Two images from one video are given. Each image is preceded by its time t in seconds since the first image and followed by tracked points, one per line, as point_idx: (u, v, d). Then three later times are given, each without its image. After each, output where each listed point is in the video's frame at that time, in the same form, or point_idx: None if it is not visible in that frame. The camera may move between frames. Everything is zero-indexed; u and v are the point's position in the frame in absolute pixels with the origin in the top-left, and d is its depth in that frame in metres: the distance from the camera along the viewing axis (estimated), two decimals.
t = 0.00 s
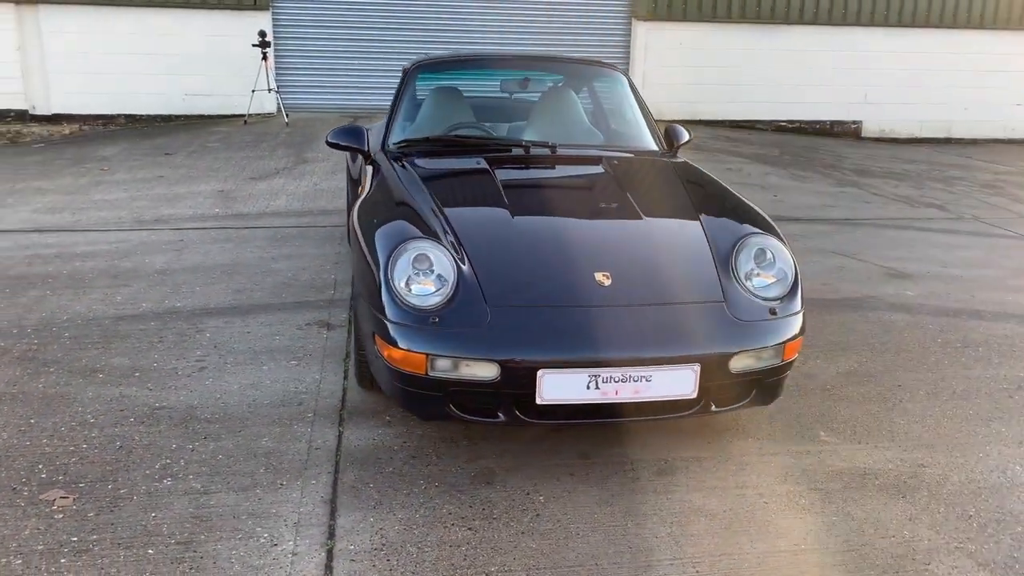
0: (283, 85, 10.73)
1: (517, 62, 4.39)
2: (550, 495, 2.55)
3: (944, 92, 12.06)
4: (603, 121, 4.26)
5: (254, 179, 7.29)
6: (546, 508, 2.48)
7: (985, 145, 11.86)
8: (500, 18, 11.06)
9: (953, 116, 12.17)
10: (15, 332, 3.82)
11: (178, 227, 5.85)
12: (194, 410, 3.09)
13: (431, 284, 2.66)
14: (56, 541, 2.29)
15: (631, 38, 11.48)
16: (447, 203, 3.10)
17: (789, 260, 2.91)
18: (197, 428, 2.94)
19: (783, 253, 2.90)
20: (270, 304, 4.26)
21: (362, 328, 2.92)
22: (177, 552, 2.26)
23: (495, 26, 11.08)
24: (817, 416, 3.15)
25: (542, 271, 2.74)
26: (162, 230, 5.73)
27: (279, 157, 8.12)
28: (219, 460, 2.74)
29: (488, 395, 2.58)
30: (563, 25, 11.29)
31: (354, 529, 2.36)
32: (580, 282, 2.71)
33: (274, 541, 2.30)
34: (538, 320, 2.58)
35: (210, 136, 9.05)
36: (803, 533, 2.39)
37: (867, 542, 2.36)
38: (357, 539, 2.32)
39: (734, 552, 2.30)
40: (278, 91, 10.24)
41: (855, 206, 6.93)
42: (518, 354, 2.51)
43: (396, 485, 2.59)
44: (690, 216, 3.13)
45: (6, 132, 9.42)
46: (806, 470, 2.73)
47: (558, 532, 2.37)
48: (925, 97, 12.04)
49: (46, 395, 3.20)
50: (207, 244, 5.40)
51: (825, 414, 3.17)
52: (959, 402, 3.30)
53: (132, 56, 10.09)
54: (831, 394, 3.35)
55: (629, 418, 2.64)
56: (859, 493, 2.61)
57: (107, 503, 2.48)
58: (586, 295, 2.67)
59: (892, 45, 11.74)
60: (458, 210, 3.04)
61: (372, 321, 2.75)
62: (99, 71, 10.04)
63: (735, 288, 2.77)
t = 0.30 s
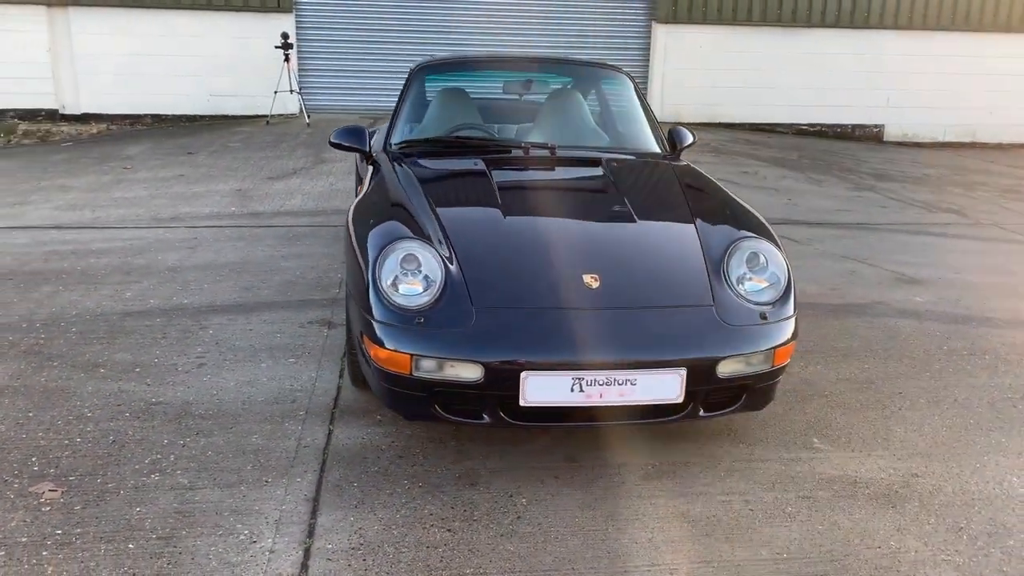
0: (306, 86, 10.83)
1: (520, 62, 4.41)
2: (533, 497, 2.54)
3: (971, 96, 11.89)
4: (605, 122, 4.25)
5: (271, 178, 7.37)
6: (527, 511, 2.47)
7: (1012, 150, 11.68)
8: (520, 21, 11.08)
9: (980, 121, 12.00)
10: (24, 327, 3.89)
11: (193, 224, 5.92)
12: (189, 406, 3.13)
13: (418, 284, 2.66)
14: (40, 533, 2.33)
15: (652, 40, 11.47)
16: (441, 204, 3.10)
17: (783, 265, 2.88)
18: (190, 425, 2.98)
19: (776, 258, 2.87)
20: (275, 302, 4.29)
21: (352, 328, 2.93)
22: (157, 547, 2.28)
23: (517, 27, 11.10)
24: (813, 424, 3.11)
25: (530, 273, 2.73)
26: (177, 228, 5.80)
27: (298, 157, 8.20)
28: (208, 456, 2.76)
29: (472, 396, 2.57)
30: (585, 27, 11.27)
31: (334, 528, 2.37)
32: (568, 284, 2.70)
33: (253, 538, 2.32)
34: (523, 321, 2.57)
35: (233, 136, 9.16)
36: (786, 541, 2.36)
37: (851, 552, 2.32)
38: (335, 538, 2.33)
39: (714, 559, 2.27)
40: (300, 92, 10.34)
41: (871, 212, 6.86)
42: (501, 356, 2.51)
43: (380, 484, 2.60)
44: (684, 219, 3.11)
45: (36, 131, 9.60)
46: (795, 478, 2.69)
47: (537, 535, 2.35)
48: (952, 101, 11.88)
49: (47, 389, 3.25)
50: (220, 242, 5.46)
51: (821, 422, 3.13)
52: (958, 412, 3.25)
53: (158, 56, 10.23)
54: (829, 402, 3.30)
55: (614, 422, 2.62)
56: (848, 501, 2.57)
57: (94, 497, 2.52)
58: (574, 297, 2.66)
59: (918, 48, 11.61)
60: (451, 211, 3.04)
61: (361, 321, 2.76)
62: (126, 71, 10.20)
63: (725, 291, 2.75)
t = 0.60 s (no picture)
0: (330, 85, 10.93)
1: (525, 64, 4.43)
2: (514, 501, 2.53)
3: (1001, 97, 11.70)
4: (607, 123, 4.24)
5: (290, 177, 7.45)
6: (507, 514, 2.46)
7: None
8: (543, 23, 11.12)
9: (1010, 122, 11.81)
10: (33, 321, 3.97)
11: (209, 222, 6.00)
12: (185, 402, 3.17)
13: (405, 285, 2.67)
14: (27, 526, 2.38)
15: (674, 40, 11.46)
16: (435, 205, 3.11)
17: (775, 270, 2.85)
18: (184, 420, 3.02)
19: (768, 263, 2.84)
20: (280, 300, 4.34)
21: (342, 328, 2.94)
22: (138, 542, 2.32)
23: (540, 27, 11.13)
24: (807, 431, 3.06)
25: (516, 274, 2.72)
26: (193, 225, 5.88)
27: (318, 155, 8.28)
28: (197, 451, 2.80)
29: (455, 398, 2.58)
30: (609, 26, 11.26)
31: (313, 526, 2.39)
32: (554, 286, 2.69)
33: (232, 535, 2.34)
34: (506, 323, 2.57)
35: (256, 134, 9.26)
36: (767, 550, 2.32)
37: (831, 564, 2.28)
38: (313, 537, 2.34)
39: (690, 567, 2.24)
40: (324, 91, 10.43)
41: (889, 218, 6.77)
42: (484, 358, 2.51)
43: (363, 484, 2.61)
44: (678, 222, 3.08)
45: (66, 127, 9.80)
46: (782, 486, 2.65)
47: (514, 539, 2.35)
48: (981, 102, 11.71)
49: (50, 383, 3.31)
50: (234, 239, 5.53)
51: (816, 429, 3.08)
52: (959, 422, 3.18)
53: (185, 55, 10.39)
54: (826, 410, 3.25)
55: (598, 425, 2.61)
56: (834, 511, 2.52)
57: (82, 491, 2.56)
58: (559, 300, 2.65)
59: (946, 49, 11.47)
60: (443, 212, 3.05)
61: (349, 322, 2.78)
62: (155, 70, 10.36)
63: (714, 296, 2.72)
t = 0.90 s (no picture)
0: (356, 87, 11.04)
1: (530, 66, 4.45)
2: (494, 501, 2.54)
3: None
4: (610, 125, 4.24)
5: (309, 177, 7.54)
6: (485, 514, 2.47)
7: None
8: (567, 25, 11.11)
9: None
10: (45, 316, 4.06)
11: (226, 221, 6.10)
12: (182, 396, 3.22)
13: (391, 284, 2.69)
14: (16, 514, 2.44)
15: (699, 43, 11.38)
16: (429, 206, 3.13)
17: (765, 274, 2.82)
18: (179, 415, 3.07)
19: (758, 268, 2.81)
20: (287, 298, 4.39)
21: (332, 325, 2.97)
22: (121, 532, 2.37)
23: (564, 30, 11.13)
24: (799, 437, 3.03)
25: (502, 275, 2.73)
26: (210, 224, 5.98)
27: (339, 157, 8.38)
28: (189, 445, 2.85)
29: (438, 398, 2.59)
30: (633, 29, 11.24)
31: (292, 521, 2.42)
32: (539, 287, 2.70)
33: (213, 528, 2.38)
34: (489, 324, 2.58)
35: (280, 136, 9.38)
36: (743, 555, 2.30)
37: (808, 571, 2.25)
38: (291, 531, 2.37)
39: (662, 571, 2.22)
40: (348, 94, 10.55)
41: (909, 223, 6.66)
42: (464, 359, 2.52)
43: (347, 480, 2.64)
44: (671, 224, 3.07)
45: (97, 128, 10.02)
46: (766, 492, 2.63)
47: (490, 538, 2.35)
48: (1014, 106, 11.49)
49: (54, 375, 3.39)
50: (248, 239, 5.61)
51: (808, 435, 3.05)
52: (958, 430, 3.12)
53: (214, 58, 10.55)
54: (821, 415, 3.21)
55: (579, 427, 2.61)
56: (817, 519, 2.49)
57: (73, 481, 2.62)
58: (542, 301, 2.65)
59: (978, 51, 11.27)
60: (436, 213, 3.06)
61: (337, 320, 2.80)
62: (184, 72, 10.55)
63: (700, 299, 2.70)
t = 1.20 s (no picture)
0: (384, 90, 11.14)
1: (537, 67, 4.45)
2: (472, 500, 2.55)
3: None
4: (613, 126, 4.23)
5: (331, 179, 7.62)
6: (461, 513, 2.48)
7: None
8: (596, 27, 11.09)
9: None
10: (59, 311, 4.17)
11: (244, 221, 6.20)
12: (179, 392, 3.29)
13: (376, 283, 2.72)
14: (5, 502, 2.51)
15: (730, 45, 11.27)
16: (422, 206, 3.16)
17: (753, 278, 2.80)
18: (175, 409, 3.13)
19: (746, 271, 2.79)
20: (293, 297, 4.45)
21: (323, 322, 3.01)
22: (104, 521, 2.42)
23: (593, 32, 11.10)
24: (790, 444, 2.98)
25: (487, 274, 2.74)
26: (228, 224, 6.08)
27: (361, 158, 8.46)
28: (179, 439, 2.90)
29: (419, 397, 2.62)
30: (661, 32, 11.17)
31: (270, 515, 2.45)
32: (523, 286, 2.70)
33: (193, 519, 2.43)
34: (470, 324, 2.59)
35: (306, 138, 9.51)
36: (715, 561, 2.28)
37: None
38: (268, 525, 2.41)
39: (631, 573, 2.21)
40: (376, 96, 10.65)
41: (935, 228, 6.52)
42: (444, 358, 2.54)
43: (329, 477, 2.67)
44: (663, 227, 3.06)
45: (129, 129, 10.26)
46: (747, 498, 2.60)
47: (462, 536, 2.36)
48: None
49: (59, 369, 3.48)
50: (264, 238, 5.70)
51: (800, 441, 3.01)
52: (957, 439, 3.06)
53: (244, 60, 10.73)
54: (816, 421, 3.17)
55: (559, 428, 2.61)
56: (796, 526, 2.46)
57: (64, 471, 2.69)
58: (525, 300, 2.66)
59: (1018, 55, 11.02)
60: (428, 213, 3.09)
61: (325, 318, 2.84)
62: (215, 74, 10.75)
63: (685, 302, 2.68)
